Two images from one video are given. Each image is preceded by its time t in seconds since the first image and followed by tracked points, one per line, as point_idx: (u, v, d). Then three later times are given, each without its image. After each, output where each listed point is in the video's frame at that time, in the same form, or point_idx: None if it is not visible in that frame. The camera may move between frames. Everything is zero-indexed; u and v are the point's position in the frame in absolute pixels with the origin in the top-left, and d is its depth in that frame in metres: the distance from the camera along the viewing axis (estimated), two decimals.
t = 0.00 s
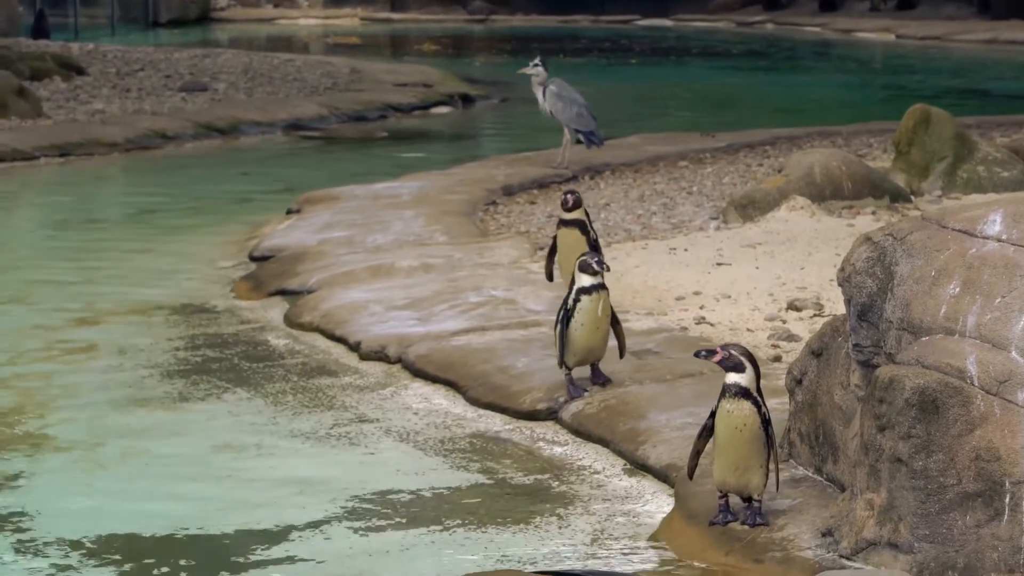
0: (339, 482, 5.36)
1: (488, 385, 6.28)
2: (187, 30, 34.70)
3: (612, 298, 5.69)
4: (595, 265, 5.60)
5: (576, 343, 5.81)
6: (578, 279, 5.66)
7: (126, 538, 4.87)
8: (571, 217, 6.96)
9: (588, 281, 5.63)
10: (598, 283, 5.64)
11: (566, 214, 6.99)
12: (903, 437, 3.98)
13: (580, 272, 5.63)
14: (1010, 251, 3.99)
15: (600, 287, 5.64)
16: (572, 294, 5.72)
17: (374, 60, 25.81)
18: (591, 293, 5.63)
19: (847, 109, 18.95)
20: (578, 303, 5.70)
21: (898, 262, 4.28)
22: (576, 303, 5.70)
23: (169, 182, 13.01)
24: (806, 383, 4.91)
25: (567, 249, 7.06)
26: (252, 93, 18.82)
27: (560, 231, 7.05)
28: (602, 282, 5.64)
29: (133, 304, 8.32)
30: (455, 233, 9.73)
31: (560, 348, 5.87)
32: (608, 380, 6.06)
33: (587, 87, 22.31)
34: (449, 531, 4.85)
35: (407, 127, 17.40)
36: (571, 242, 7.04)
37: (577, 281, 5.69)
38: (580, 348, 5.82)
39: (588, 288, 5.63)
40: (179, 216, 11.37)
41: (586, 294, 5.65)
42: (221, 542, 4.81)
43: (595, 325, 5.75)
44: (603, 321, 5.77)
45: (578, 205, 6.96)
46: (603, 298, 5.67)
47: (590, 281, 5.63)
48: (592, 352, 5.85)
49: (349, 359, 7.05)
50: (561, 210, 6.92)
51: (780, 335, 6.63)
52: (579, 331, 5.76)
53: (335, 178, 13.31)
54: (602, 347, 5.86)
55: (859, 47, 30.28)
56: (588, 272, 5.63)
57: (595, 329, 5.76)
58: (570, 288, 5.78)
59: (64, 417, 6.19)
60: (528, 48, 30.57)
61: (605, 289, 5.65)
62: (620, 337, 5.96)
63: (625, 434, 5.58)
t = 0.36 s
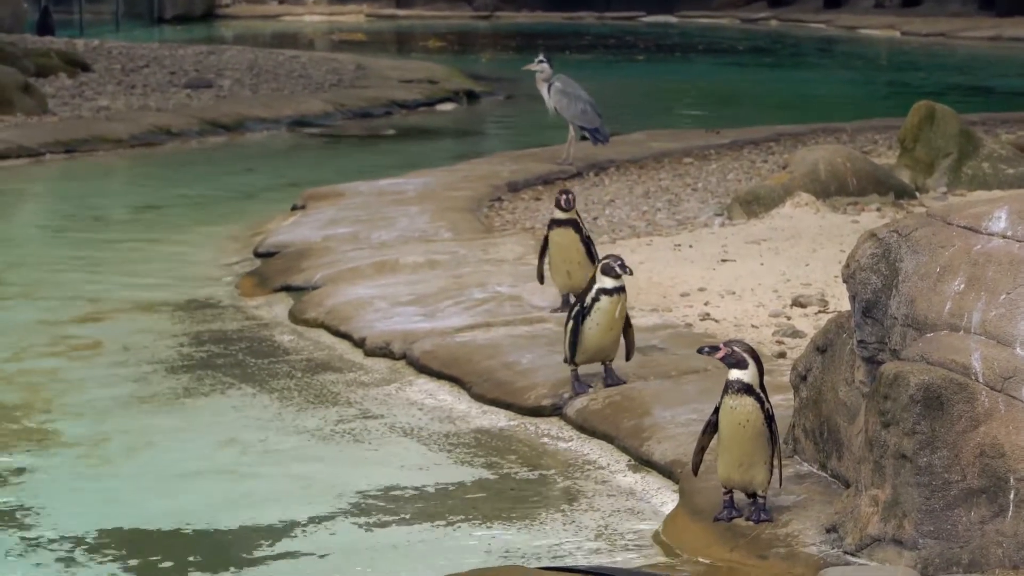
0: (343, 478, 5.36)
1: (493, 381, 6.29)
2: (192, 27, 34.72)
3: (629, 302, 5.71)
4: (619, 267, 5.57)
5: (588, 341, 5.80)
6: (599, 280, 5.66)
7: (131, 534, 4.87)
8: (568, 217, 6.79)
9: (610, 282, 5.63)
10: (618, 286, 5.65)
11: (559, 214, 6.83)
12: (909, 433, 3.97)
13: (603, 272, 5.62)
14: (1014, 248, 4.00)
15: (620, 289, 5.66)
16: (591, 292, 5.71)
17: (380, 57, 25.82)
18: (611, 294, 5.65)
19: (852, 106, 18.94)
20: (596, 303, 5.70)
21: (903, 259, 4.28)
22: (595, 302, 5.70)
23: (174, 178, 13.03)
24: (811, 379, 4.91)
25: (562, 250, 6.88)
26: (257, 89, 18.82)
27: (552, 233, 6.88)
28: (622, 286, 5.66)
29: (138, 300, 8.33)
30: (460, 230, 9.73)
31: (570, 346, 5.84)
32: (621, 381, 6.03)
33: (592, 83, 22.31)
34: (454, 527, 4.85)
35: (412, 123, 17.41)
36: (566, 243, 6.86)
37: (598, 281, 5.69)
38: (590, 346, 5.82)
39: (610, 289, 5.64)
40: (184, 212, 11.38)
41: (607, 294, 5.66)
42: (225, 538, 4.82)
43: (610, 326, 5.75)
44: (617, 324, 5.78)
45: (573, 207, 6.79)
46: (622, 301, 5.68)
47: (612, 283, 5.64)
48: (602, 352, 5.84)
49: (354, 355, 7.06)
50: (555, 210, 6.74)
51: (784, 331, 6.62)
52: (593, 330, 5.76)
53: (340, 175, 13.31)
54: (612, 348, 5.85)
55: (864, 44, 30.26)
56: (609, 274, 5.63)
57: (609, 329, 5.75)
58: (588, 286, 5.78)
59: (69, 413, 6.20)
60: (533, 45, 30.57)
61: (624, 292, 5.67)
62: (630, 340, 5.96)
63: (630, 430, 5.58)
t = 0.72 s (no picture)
0: (346, 470, 5.37)
1: (497, 373, 6.29)
2: (195, 19, 34.67)
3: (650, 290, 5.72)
4: (641, 255, 5.59)
5: (608, 330, 5.81)
6: (622, 268, 5.66)
7: (134, 526, 4.88)
8: (570, 213, 6.76)
9: (632, 272, 5.63)
10: (641, 274, 5.65)
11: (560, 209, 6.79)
12: (911, 426, 3.94)
13: (625, 262, 5.63)
14: (1019, 240, 4.01)
15: (642, 278, 5.66)
16: (612, 281, 5.71)
17: (383, 49, 25.79)
18: (635, 283, 5.65)
19: (856, 99, 18.92)
20: (618, 292, 5.70)
21: (907, 251, 4.27)
22: (617, 292, 5.70)
23: (177, 171, 13.02)
24: (815, 371, 4.90)
25: (564, 245, 6.86)
26: (260, 81, 18.82)
27: (553, 228, 6.84)
28: (644, 274, 5.66)
29: (142, 292, 8.33)
30: (464, 222, 9.73)
31: (588, 334, 5.85)
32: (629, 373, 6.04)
33: (596, 76, 22.27)
34: (458, 519, 4.86)
35: (416, 115, 17.39)
36: (568, 238, 6.84)
37: (619, 270, 5.69)
38: (609, 335, 5.83)
39: (632, 278, 5.65)
40: (188, 205, 11.38)
41: (629, 283, 5.66)
42: (229, 530, 4.82)
43: (630, 316, 5.76)
44: (637, 312, 5.79)
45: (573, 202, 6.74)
46: (643, 290, 5.69)
47: (635, 271, 5.64)
48: (620, 340, 5.87)
49: (358, 347, 7.06)
50: (559, 209, 6.70)
51: (788, 323, 6.62)
52: (613, 319, 5.77)
53: (344, 167, 13.31)
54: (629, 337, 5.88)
55: (868, 36, 30.20)
56: (632, 263, 5.63)
57: (628, 319, 5.77)
58: (607, 275, 5.77)
59: (72, 404, 6.21)
60: (538, 37, 30.53)
61: (646, 281, 5.67)
62: (641, 332, 5.96)
63: (633, 422, 5.59)
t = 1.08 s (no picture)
0: (337, 464, 5.36)
1: (487, 367, 6.29)
2: (186, 12, 34.60)
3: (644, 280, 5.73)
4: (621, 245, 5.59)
5: (609, 326, 5.80)
6: (612, 262, 5.67)
7: (125, 520, 4.87)
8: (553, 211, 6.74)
9: (624, 262, 5.64)
10: (630, 264, 5.65)
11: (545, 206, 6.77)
12: (903, 421, 3.96)
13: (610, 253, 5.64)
14: (1009, 235, 3.99)
15: (634, 268, 5.67)
16: (605, 278, 5.72)
17: (375, 43, 25.75)
18: (627, 274, 5.66)
19: (847, 94, 18.93)
20: (613, 287, 5.70)
21: (898, 246, 4.27)
22: (611, 287, 5.70)
23: (168, 164, 12.98)
24: (805, 366, 4.91)
25: (542, 242, 6.83)
26: (252, 75, 18.78)
27: (535, 223, 6.82)
28: (636, 264, 5.66)
29: (132, 286, 8.31)
30: (455, 217, 9.72)
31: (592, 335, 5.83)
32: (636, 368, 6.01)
33: (587, 70, 22.26)
34: (448, 513, 4.85)
35: (407, 110, 17.37)
36: (547, 236, 6.82)
37: (610, 264, 5.70)
38: (612, 332, 5.83)
39: (624, 269, 5.65)
40: (179, 199, 11.35)
41: (622, 275, 5.67)
42: (220, 524, 4.81)
43: (629, 309, 5.76)
44: (635, 303, 5.79)
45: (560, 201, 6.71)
46: (637, 279, 5.70)
47: (623, 263, 5.64)
48: (624, 334, 5.86)
49: (349, 341, 7.05)
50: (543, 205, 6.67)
51: (779, 318, 6.62)
52: (614, 316, 5.77)
53: (335, 161, 13.29)
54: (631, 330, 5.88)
55: (860, 31, 30.24)
56: (618, 254, 5.64)
57: (629, 312, 5.77)
58: (599, 273, 5.78)
59: (63, 398, 6.19)
60: (530, 31, 30.50)
61: (638, 271, 5.68)
62: (646, 321, 6.10)
63: (624, 417, 5.58)
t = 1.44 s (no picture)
0: (329, 457, 5.36)
1: (480, 361, 6.29)
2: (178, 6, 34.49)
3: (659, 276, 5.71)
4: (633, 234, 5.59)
5: (618, 317, 5.79)
6: (630, 251, 5.69)
7: (117, 513, 4.86)
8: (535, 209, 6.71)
9: (638, 253, 5.65)
10: (646, 256, 5.65)
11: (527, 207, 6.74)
12: (894, 415, 3.95)
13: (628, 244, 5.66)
14: (1002, 231, 4.00)
15: (649, 261, 5.66)
16: (621, 267, 5.73)
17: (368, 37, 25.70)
18: (639, 266, 5.66)
19: (839, 88, 18.92)
20: (626, 276, 5.71)
21: (890, 241, 4.28)
22: (624, 276, 5.71)
23: (161, 158, 12.95)
24: (798, 360, 4.92)
25: (531, 241, 6.82)
26: (244, 69, 18.74)
27: (520, 223, 6.79)
28: (651, 256, 5.66)
29: (125, 279, 8.29)
30: (448, 210, 9.70)
31: (601, 322, 5.85)
32: (643, 363, 5.97)
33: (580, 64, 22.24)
34: (440, 506, 4.85)
35: (400, 103, 17.34)
36: (534, 234, 6.79)
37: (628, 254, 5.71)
38: (619, 323, 5.82)
39: (638, 260, 5.65)
40: (172, 192, 11.32)
41: (635, 267, 5.67)
42: (212, 517, 4.80)
43: (640, 302, 5.74)
44: (648, 299, 5.77)
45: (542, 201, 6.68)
46: (651, 274, 5.68)
47: (639, 255, 5.65)
48: (633, 328, 5.83)
49: (341, 335, 7.04)
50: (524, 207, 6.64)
51: (772, 312, 6.62)
52: (622, 305, 5.76)
53: (327, 154, 13.27)
54: (642, 326, 5.84)
55: (852, 26, 30.22)
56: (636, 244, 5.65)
57: (638, 305, 5.75)
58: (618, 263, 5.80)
59: (55, 391, 6.18)
60: (522, 26, 30.46)
61: (654, 265, 5.67)
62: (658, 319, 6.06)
63: (617, 411, 5.58)
